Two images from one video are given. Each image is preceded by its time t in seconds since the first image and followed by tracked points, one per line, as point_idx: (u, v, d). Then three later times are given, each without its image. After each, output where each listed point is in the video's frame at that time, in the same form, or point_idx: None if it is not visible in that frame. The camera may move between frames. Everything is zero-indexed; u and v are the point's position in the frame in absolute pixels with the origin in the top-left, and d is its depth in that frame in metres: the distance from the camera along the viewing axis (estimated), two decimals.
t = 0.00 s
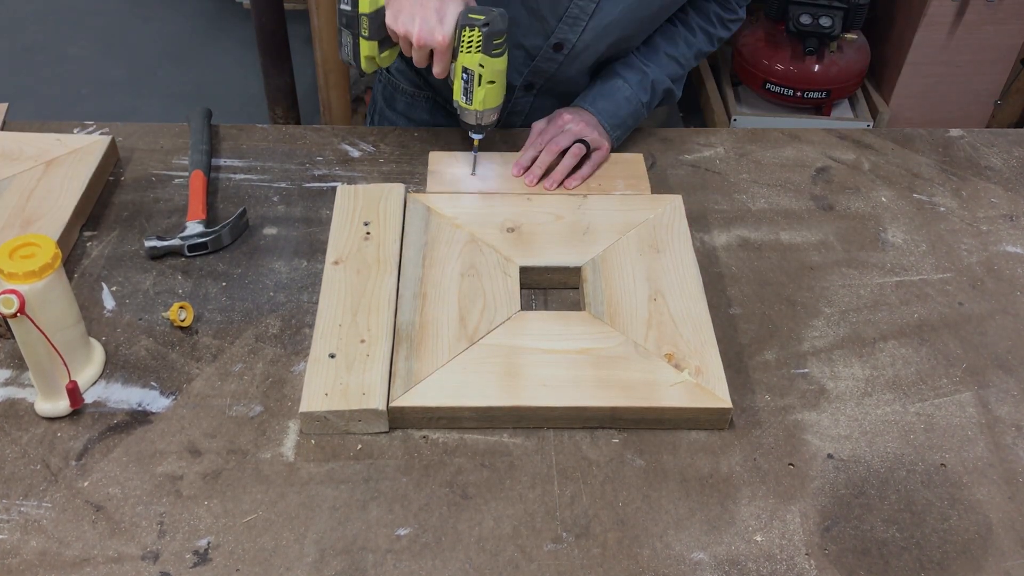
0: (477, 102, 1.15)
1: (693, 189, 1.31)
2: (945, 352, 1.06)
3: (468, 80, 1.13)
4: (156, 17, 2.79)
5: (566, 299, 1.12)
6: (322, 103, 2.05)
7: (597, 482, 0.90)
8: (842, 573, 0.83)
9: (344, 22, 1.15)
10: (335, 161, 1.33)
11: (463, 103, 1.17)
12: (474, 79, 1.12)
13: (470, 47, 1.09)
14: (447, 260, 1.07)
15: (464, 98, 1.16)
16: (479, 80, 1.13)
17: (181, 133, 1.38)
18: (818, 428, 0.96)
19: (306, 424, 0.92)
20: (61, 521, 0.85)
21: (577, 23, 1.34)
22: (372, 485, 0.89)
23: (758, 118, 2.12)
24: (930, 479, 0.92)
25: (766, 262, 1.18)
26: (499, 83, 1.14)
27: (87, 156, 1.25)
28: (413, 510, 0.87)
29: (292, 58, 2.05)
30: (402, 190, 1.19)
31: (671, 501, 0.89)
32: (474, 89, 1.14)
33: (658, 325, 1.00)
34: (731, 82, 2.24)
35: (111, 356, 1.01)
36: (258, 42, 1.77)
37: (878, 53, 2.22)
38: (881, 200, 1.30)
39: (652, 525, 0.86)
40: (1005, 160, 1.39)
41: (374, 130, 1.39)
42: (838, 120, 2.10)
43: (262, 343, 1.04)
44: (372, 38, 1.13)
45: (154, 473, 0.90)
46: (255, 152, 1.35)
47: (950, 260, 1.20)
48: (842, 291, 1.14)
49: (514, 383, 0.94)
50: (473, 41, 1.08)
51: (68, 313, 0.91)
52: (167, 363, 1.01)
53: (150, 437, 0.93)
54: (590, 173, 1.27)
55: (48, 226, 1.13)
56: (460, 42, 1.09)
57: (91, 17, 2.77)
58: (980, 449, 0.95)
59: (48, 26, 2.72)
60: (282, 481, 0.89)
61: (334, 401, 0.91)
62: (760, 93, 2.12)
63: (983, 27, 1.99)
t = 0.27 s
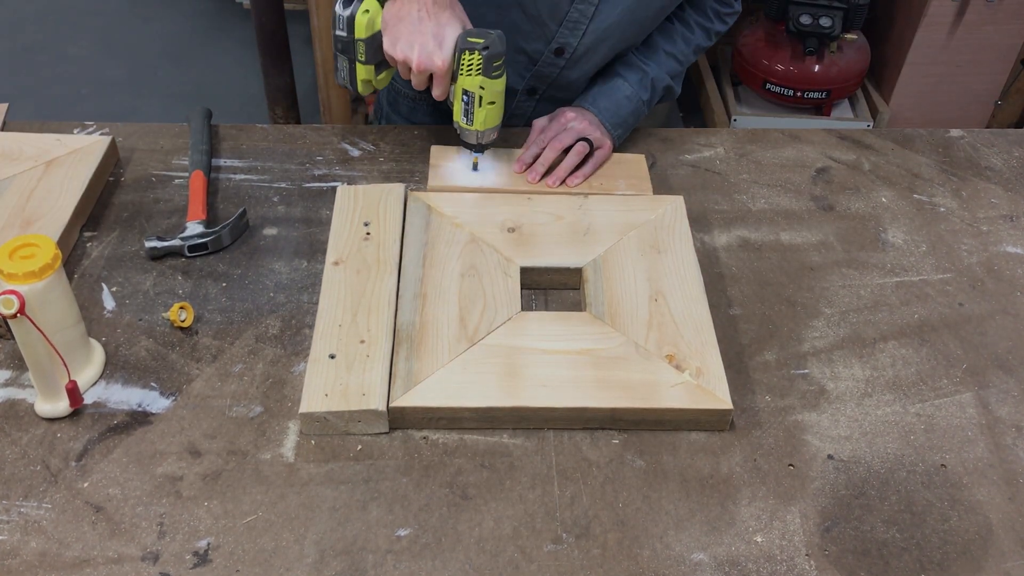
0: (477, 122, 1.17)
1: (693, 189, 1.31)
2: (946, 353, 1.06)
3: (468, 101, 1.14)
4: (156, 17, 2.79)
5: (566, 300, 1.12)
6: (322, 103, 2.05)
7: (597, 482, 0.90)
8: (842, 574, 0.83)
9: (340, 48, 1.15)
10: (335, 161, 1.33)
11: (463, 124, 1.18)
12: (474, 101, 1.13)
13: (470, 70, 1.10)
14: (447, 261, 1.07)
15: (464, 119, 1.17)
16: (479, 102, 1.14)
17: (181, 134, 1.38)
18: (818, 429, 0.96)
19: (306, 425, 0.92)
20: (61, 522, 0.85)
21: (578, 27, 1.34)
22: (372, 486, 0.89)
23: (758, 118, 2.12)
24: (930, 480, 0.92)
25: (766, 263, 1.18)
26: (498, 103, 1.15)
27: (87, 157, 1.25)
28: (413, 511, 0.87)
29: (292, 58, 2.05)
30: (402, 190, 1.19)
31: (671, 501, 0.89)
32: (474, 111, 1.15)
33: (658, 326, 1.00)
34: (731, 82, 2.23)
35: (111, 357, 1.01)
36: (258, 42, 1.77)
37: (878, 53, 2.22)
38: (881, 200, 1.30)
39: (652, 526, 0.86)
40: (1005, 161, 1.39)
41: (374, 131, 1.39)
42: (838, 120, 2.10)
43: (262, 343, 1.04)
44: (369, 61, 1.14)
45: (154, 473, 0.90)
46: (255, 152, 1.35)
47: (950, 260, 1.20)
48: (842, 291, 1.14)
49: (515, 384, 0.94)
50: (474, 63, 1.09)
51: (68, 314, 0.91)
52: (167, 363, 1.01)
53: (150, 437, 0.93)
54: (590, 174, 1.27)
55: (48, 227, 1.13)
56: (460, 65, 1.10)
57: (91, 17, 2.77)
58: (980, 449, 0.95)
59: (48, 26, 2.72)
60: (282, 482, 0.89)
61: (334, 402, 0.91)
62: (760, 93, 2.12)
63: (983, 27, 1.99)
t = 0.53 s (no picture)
0: (520, 37, 1.16)
1: (693, 188, 1.31)
2: (945, 351, 1.06)
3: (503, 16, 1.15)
4: (156, 17, 2.79)
5: (566, 298, 1.12)
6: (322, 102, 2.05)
7: (597, 480, 0.90)
8: (842, 571, 0.83)
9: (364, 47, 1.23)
10: (334, 160, 1.33)
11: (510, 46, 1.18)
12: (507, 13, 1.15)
13: None
14: (447, 260, 1.08)
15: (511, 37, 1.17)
16: (513, 13, 1.14)
17: (181, 133, 1.38)
18: (817, 427, 0.96)
19: (307, 423, 0.93)
20: (61, 520, 0.85)
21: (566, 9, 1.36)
22: (372, 484, 0.89)
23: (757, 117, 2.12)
24: (930, 478, 0.92)
25: (766, 262, 1.18)
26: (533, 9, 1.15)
27: (87, 156, 1.25)
28: (413, 508, 0.87)
29: (292, 58, 2.05)
30: (402, 190, 1.19)
31: (671, 499, 0.89)
32: (513, 24, 1.15)
33: (658, 324, 1.01)
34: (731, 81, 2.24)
35: (111, 355, 1.02)
36: (258, 42, 1.77)
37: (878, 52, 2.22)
38: (881, 199, 1.30)
39: (652, 523, 0.86)
40: (1005, 160, 1.39)
41: (374, 130, 1.39)
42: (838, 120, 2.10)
43: (262, 342, 1.04)
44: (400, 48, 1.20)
45: (154, 471, 0.90)
46: (255, 151, 1.35)
47: (950, 259, 1.20)
48: (842, 290, 1.14)
49: (515, 382, 0.94)
50: None
51: (68, 313, 0.91)
52: (167, 362, 1.01)
53: (151, 436, 0.93)
54: (590, 173, 1.27)
55: (49, 226, 1.13)
56: None
57: (91, 17, 2.77)
58: (980, 448, 0.95)
59: (48, 26, 2.72)
60: (282, 480, 0.89)
61: (334, 400, 0.91)
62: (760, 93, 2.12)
63: (983, 27, 2.00)
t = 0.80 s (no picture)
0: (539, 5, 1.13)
1: (693, 188, 1.31)
2: (945, 351, 1.06)
3: None
4: (157, 18, 2.79)
5: (566, 299, 1.12)
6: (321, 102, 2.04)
7: (597, 480, 0.90)
8: (842, 571, 0.83)
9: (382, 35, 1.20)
10: (334, 160, 1.33)
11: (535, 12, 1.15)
12: None
13: None
14: (447, 260, 1.08)
15: None
16: None
17: (181, 133, 1.38)
18: (817, 427, 0.96)
19: (307, 423, 0.93)
20: (61, 520, 0.85)
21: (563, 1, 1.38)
22: (372, 484, 0.89)
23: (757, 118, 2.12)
24: (930, 478, 0.92)
25: (766, 262, 1.18)
26: None
27: (87, 156, 1.25)
28: (413, 508, 0.87)
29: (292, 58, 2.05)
30: (401, 190, 1.19)
31: (671, 499, 0.89)
32: None
33: (658, 324, 1.01)
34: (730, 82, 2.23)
35: (111, 356, 1.02)
36: (258, 42, 1.77)
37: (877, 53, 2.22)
38: (881, 199, 1.30)
39: (652, 523, 0.86)
40: (1005, 160, 1.39)
41: (374, 130, 1.39)
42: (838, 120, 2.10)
43: (262, 342, 1.04)
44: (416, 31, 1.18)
45: (154, 471, 0.90)
46: (255, 151, 1.35)
47: (950, 259, 1.20)
48: (842, 290, 1.14)
49: (515, 382, 0.94)
50: None
51: (68, 312, 0.91)
52: (167, 362, 1.01)
53: (151, 436, 0.93)
54: (590, 173, 1.27)
55: (49, 226, 1.13)
56: None
57: (91, 18, 2.77)
58: (980, 448, 0.95)
59: (48, 26, 2.72)
60: (282, 480, 0.89)
61: (334, 400, 0.91)
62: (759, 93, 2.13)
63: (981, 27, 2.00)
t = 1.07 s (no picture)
0: None
1: (693, 188, 1.31)
2: (945, 351, 1.06)
3: None
4: (157, 18, 2.79)
5: (566, 299, 1.12)
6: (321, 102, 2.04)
7: (597, 480, 0.90)
8: (842, 571, 0.83)
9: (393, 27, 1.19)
10: (334, 160, 1.33)
11: None
12: None
13: None
14: (447, 260, 1.08)
15: None
16: None
17: (181, 133, 1.38)
18: (817, 427, 0.96)
19: (306, 423, 0.93)
20: (61, 520, 0.85)
21: None
22: (372, 484, 0.89)
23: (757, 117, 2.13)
24: (930, 478, 0.92)
25: (766, 261, 1.18)
26: None
27: (87, 156, 1.25)
28: (413, 508, 0.87)
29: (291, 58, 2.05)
30: (402, 190, 1.19)
31: (671, 499, 0.89)
32: None
33: (659, 324, 1.01)
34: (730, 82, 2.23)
35: (111, 356, 1.02)
36: (258, 42, 1.77)
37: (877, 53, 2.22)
38: (881, 199, 1.30)
39: (652, 523, 0.86)
40: (1005, 160, 1.39)
41: (374, 130, 1.39)
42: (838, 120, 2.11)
43: (262, 342, 1.04)
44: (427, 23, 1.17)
45: (154, 471, 0.90)
46: (255, 151, 1.35)
47: (950, 259, 1.20)
48: (842, 290, 1.14)
49: (515, 382, 0.94)
50: None
51: (68, 312, 0.91)
52: (167, 362, 1.01)
53: (151, 436, 0.93)
54: (590, 172, 1.27)
55: (49, 226, 1.13)
56: None
57: (91, 18, 2.77)
58: (980, 448, 0.95)
59: (48, 26, 2.72)
60: (282, 480, 0.89)
61: (334, 400, 0.91)
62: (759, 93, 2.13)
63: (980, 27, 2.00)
